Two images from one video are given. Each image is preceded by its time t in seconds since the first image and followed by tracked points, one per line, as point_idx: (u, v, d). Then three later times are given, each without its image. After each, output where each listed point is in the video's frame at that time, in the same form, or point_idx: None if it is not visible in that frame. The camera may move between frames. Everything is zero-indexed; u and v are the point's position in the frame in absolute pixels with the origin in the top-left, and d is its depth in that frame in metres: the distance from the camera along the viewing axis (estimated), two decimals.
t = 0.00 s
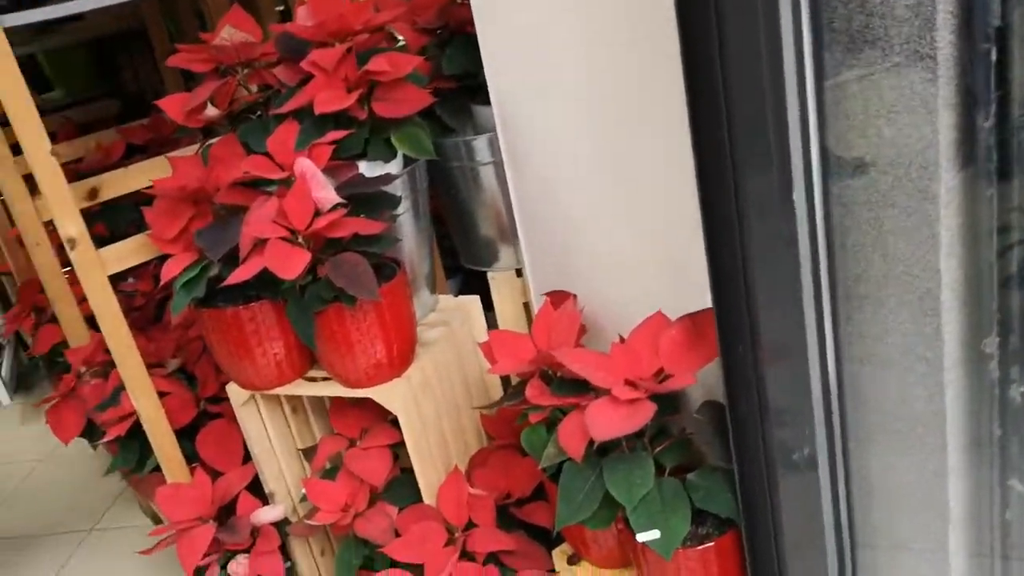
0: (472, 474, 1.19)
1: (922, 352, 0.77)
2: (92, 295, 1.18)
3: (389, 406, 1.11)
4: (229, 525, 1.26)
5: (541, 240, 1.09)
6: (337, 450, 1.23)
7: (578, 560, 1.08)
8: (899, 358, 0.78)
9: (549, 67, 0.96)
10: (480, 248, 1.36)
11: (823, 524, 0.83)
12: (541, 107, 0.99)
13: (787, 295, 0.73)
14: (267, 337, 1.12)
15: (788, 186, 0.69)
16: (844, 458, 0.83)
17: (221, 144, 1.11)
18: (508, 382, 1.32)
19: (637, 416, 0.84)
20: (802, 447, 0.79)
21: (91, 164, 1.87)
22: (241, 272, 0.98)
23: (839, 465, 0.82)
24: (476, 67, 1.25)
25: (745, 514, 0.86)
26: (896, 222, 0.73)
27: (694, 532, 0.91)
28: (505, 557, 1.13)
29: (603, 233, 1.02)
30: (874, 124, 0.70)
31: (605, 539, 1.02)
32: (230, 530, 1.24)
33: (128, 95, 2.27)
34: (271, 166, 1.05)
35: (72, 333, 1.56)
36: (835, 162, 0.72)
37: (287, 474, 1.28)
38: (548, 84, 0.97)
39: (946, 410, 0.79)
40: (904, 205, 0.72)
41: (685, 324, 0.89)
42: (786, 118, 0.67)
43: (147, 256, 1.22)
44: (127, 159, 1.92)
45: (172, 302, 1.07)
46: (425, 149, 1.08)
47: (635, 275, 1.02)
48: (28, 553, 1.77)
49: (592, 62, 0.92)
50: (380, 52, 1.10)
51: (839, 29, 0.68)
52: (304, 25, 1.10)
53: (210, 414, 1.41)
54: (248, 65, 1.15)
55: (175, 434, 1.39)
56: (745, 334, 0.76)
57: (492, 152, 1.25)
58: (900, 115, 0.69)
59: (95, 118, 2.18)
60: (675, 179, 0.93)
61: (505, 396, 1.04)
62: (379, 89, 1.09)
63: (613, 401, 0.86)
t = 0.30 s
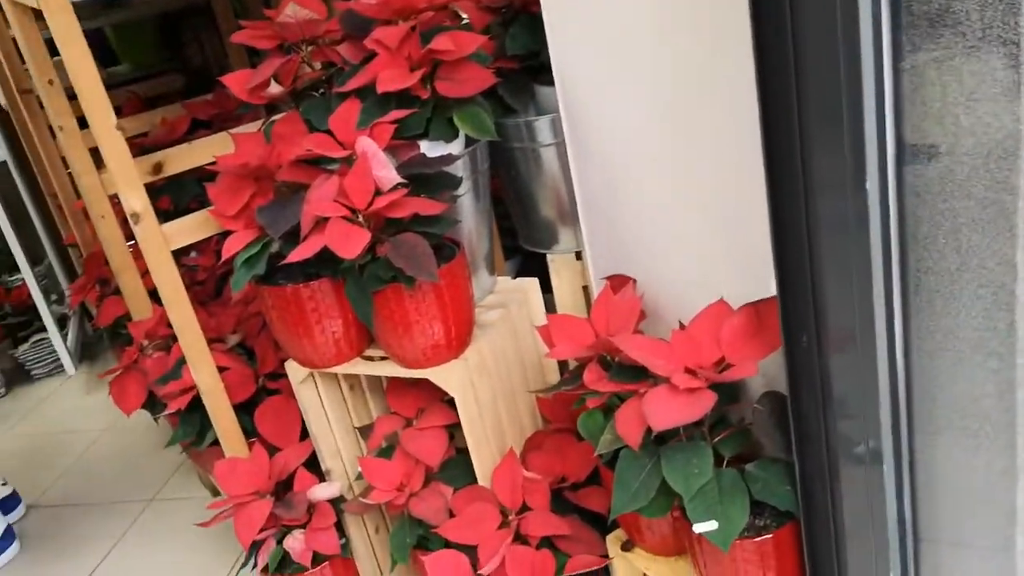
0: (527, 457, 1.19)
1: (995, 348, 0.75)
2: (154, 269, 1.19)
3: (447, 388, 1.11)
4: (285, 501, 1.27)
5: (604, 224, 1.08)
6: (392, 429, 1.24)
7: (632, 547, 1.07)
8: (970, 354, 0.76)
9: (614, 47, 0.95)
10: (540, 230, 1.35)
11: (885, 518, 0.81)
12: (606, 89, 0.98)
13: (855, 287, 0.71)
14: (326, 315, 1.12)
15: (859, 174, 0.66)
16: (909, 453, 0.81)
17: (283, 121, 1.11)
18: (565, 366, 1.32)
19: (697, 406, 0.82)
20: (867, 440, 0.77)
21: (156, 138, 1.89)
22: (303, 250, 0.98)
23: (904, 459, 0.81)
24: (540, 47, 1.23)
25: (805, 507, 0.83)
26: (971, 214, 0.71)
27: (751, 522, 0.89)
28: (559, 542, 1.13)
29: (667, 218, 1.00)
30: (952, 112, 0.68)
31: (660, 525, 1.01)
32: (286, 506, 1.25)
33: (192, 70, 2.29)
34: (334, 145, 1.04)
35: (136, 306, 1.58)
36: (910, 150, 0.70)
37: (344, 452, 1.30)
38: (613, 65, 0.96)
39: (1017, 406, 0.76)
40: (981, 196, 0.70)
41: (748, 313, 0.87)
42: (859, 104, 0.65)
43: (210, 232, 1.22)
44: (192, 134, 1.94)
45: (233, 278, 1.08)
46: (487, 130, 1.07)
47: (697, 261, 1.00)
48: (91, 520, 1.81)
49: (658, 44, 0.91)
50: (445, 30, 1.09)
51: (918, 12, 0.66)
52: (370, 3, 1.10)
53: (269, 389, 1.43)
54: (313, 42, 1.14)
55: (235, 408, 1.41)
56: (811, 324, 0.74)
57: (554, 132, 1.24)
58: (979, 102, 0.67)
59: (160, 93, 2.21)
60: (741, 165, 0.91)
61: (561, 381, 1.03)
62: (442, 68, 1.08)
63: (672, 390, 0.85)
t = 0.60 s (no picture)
0: (542, 440, 1.18)
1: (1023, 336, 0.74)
2: (170, 244, 1.19)
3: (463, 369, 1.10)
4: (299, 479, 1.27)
5: (627, 206, 1.07)
6: (407, 410, 1.23)
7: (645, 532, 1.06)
8: (998, 343, 0.75)
9: (638, 26, 0.93)
10: (558, 211, 1.34)
11: (907, 509, 0.80)
12: (630, 68, 0.97)
13: (881, 276, 0.69)
14: (342, 293, 1.11)
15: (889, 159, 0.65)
16: (933, 442, 0.80)
17: (301, 99, 1.10)
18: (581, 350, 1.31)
19: (716, 393, 0.82)
20: (886, 430, 0.76)
21: (173, 114, 1.88)
22: (320, 230, 0.98)
23: (928, 450, 0.79)
24: (560, 26, 1.21)
25: (824, 497, 0.82)
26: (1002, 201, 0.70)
27: (768, 511, 0.88)
28: (573, 526, 1.12)
29: (690, 201, 0.99)
30: (986, 97, 0.67)
31: (675, 513, 1.01)
32: (300, 484, 1.25)
33: (209, 46, 2.27)
34: (352, 123, 1.03)
35: (152, 283, 1.58)
36: (943, 136, 0.69)
37: (358, 432, 1.29)
38: (638, 44, 0.95)
39: None
40: (1014, 181, 0.69)
41: (769, 299, 0.86)
42: (892, 88, 0.63)
43: (227, 210, 1.22)
44: (208, 110, 1.93)
45: (250, 257, 1.08)
46: (506, 109, 1.06)
47: (719, 246, 0.99)
48: (106, 495, 1.81)
49: (682, 23, 0.89)
50: (464, 9, 1.07)
51: None
52: None
53: (284, 368, 1.42)
54: (330, 19, 1.13)
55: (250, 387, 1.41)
56: (834, 312, 0.73)
57: (572, 114, 1.22)
58: (1016, 86, 0.66)
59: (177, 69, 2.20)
60: (766, 149, 0.89)
61: (577, 365, 1.02)
62: (461, 47, 1.07)
63: (691, 376, 0.84)
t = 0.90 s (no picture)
0: (538, 427, 1.18)
1: None
2: (163, 229, 1.18)
3: (459, 355, 1.09)
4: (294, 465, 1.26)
5: (631, 186, 1.07)
6: (403, 397, 1.22)
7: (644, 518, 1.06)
8: (1005, 333, 0.75)
9: (642, 7, 0.93)
10: (552, 196, 1.33)
11: (912, 498, 0.79)
12: (634, 49, 0.97)
13: (890, 264, 0.69)
14: (336, 276, 1.10)
15: (900, 146, 0.65)
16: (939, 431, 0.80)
17: (295, 82, 1.08)
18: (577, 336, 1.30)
19: (719, 381, 0.81)
20: (886, 417, 0.76)
21: (161, 96, 1.86)
22: (315, 216, 0.96)
23: (935, 438, 0.79)
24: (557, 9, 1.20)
25: (825, 484, 0.83)
26: (1011, 189, 0.69)
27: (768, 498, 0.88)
28: (571, 512, 1.12)
29: (694, 183, 0.99)
30: (997, 84, 0.66)
31: (674, 499, 1.01)
32: (296, 471, 1.24)
33: (197, 27, 2.25)
34: (348, 108, 1.01)
35: (142, 267, 1.57)
36: (953, 122, 0.68)
37: (353, 418, 1.28)
38: (642, 25, 0.94)
39: None
40: None
41: (771, 286, 0.85)
42: (904, 73, 0.62)
43: (218, 195, 1.20)
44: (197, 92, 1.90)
45: (244, 243, 1.07)
46: (503, 94, 1.05)
47: (721, 231, 0.99)
48: (98, 480, 1.80)
49: (686, 5, 0.89)
50: None
51: None
52: None
53: (277, 353, 1.41)
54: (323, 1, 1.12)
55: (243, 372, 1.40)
56: (839, 298, 0.73)
57: (570, 97, 1.22)
58: None
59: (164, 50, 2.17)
60: (771, 133, 0.89)
61: (574, 352, 1.02)
62: (459, 30, 1.05)
63: (694, 363, 0.84)
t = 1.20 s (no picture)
0: (546, 417, 1.18)
1: None
2: (168, 219, 1.16)
3: (469, 346, 1.09)
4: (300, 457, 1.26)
5: (644, 175, 1.07)
6: (410, 388, 1.22)
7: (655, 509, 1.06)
8: None
9: None
10: (557, 185, 1.32)
11: (934, 487, 0.78)
12: (645, 36, 0.97)
13: (918, 254, 0.69)
14: (344, 267, 1.10)
15: (929, 136, 0.64)
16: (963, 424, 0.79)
17: (302, 72, 1.07)
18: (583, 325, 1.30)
19: (738, 370, 0.81)
20: (904, 406, 0.76)
21: (158, 86, 1.84)
22: (324, 208, 0.96)
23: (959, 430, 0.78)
24: None
25: (841, 474, 0.84)
26: None
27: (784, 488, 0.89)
28: (581, 503, 1.12)
29: (706, 174, 0.98)
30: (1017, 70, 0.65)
31: (685, 489, 1.00)
32: (303, 463, 1.24)
33: (190, 16, 2.23)
34: (358, 98, 1.01)
35: (142, 259, 1.56)
36: (982, 114, 0.68)
37: (358, 409, 1.28)
38: (653, 13, 0.94)
39: None
40: None
41: (787, 277, 0.85)
42: (935, 62, 0.62)
43: (221, 186, 1.19)
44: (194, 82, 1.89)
45: (252, 234, 1.06)
46: (512, 85, 1.05)
47: (734, 223, 0.99)
48: (97, 473, 1.79)
49: None
50: None
51: None
52: None
53: (281, 345, 1.41)
54: None
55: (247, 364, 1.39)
56: (861, 290, 0.73)
57: (575, 87, 1.22)
58: None
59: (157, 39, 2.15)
60: (781, 124, 0.88)
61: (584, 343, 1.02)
62: (468, 19, 1.05)
63: (712, 353, 0.84)
